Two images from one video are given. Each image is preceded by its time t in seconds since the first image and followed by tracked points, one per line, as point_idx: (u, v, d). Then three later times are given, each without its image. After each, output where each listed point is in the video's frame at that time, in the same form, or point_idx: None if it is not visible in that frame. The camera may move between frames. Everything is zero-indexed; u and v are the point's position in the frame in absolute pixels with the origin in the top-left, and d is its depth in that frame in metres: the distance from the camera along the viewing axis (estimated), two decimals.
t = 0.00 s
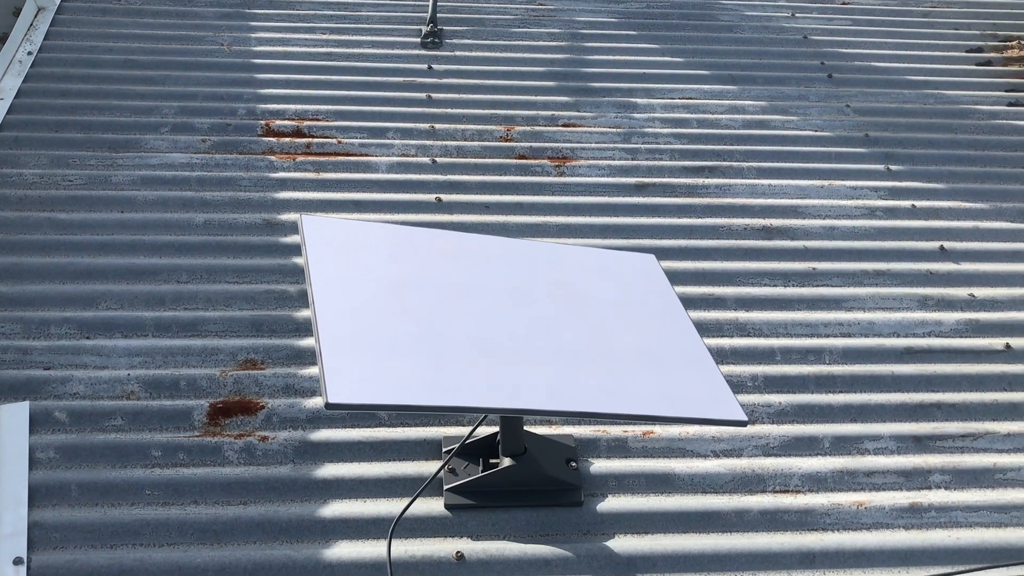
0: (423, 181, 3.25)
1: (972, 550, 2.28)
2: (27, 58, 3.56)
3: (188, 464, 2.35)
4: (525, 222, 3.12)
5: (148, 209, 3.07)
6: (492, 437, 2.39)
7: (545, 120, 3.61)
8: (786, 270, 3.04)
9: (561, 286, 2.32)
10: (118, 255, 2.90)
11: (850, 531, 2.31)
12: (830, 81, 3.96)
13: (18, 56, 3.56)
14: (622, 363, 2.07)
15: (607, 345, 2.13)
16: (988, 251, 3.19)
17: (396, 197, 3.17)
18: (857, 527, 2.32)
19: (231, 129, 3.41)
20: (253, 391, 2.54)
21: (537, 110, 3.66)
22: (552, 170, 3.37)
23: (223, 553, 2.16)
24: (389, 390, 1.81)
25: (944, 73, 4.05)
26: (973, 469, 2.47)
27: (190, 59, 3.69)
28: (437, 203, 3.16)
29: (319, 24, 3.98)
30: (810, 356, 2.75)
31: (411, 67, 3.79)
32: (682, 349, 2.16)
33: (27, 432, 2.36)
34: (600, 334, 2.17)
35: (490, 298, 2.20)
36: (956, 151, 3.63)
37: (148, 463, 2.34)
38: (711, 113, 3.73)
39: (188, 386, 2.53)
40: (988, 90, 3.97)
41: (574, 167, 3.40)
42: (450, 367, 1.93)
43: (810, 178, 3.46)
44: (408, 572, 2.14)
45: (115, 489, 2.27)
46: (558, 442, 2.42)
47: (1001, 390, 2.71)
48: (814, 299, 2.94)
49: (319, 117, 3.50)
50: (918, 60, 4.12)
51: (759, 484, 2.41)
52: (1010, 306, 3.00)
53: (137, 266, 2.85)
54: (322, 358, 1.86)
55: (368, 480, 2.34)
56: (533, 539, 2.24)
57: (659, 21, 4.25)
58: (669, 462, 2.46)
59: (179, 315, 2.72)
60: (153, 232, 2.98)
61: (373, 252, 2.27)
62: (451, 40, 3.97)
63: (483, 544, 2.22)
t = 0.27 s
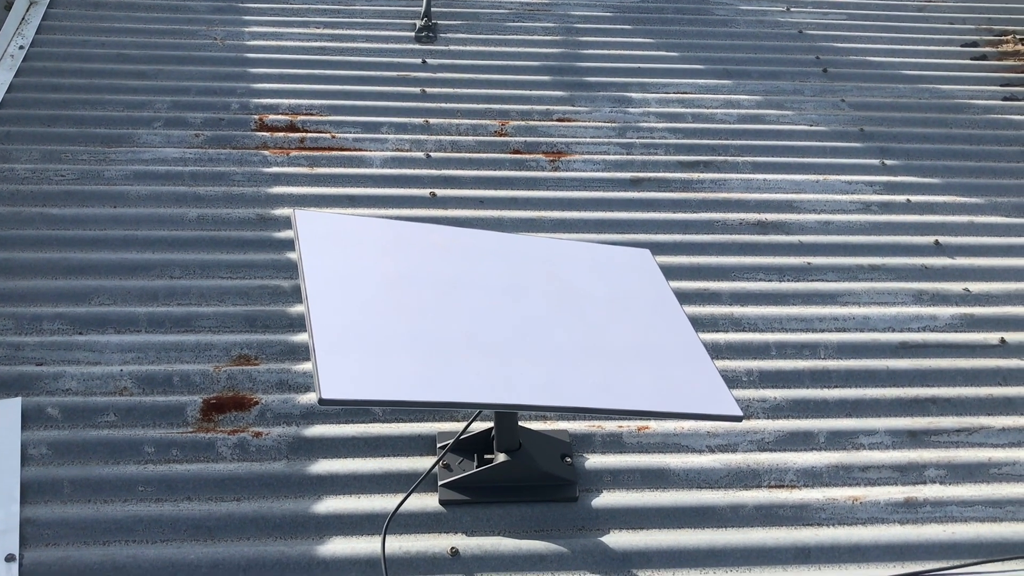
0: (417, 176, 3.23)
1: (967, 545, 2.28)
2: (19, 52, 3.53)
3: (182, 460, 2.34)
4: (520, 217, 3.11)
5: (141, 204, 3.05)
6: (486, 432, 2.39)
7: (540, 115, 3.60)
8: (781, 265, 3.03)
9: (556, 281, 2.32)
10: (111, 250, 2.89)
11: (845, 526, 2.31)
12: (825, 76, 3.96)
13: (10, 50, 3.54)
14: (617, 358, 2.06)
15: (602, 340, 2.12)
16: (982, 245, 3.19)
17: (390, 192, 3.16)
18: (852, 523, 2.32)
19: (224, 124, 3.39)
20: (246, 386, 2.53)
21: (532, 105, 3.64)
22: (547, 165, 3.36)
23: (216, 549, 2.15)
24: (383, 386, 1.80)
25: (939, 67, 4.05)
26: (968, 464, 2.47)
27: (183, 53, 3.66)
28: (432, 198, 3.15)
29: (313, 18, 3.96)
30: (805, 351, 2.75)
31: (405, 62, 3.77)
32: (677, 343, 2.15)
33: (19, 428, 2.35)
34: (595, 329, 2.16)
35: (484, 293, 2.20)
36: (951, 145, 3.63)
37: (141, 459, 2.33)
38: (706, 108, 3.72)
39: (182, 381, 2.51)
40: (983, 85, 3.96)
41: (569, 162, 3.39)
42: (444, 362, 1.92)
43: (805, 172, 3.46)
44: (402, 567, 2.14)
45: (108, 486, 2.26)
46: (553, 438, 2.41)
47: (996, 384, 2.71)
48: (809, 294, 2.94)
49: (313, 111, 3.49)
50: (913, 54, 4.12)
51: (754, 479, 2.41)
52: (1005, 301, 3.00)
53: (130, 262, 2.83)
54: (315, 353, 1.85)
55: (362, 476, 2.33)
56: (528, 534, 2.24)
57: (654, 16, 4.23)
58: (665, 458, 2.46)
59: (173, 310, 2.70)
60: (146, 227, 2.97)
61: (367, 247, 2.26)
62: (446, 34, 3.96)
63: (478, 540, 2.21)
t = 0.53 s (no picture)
0: (412, 171, 3.22)
1: (963, 540, 2.28)
2: (10, 47, 3.51)
3: (175, 457, 2.33)
4: (516, 212, 3.10)
5: (133, 199, 3.03)
6: (482, 429, 2.38)
7: (535, 109, 3.58)
8: (778, 260, 3.02)
9: (551, 276, 2.30)
10: (103, 246, 2.87)
11: (842, 521, 2.30)
12: (821, 70, 3.95)
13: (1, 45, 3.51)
14: (613, 354, 2.05)
15: (598, 336, 2.11)
16: (979, 240, 3.19)
17: (385, 187, 3.14)
18: (849, 518, 2.31)
19: (218, 119, 3.37)
20: (240, 383, 2.51)
21: (527, 99, 3.63)
22: (543, 160, 3.35)
23: (210, 547, 2.14)
24: (377, 383, 1.79)
25: (935, 61, 4.04)
26: (964, 459, 2.46)
27: (175, 48, 3.64)
28: (427, 193, 3.13)
29: (306, 12, 3.94)
30: (801, 347, 2.74)
31: (400, 56, 3.75)
32: (673, 339, 2.14)
33: (12, 425, 2.33)
34: (591, 325, 2.15)
35: (479, 288, 2.18)
36: (947, 140, 3.62)
37: (135, 457, 2.32)
38: (702, 102, 3.70)
39: (175, 378, 2.49)
40: (979, 79, 3.96)
41: (564, 157, 3.37)
42: (439, 359, 1.91)
43: (801, 167, 3.45)
44: (397, 565, 2.13)
45: (101, 483, 2.24)
46: (548, 434, 2.40)
47: (992, 379, 2.71)
48: (805, 289, 2.93)
49: (306, 106, 3.46)
50: (909, 48, 4.11)
51: (750, 475, 2.40)
52: (1001, 296, 3.00)
53: (123, 258, 2.81)
54: (308, 349, 1.83)
55: (357, 473, 2.32)
56: (524, 531, 2.23)
57: (650, 10, 4.21)
58: (661, 454, 2.45)
59: (166, 307, 2.69)
60: (138, 223, 2.95)
61: (361, 243, 2.25)
62: (440, 28, 3.93)
63: (473, 536, 2.20)
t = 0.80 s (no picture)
0: (404, 168, 3.21)
1: (956, 534, 2.28)
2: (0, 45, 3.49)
3: (168, 456, 2.32)
4: (508, 209, 3.09)
5: (125, 198, 3.02)
6: (474, 426, 2.38)
7: (528, 105, 3.57)
8: (771, 255, 3.02)
9: (543, 273, 2.30)
10: (95, 245, 2.86)
11: (835, 516, 2.30)
12: (815, 65, 3.94)
13: None
14: (605, 351, 2.05)
15: (590, 333, 2.11)
16: (972, 234, 3.19)
17: (377, 184, 3.14)
18: (842, 513, 2.31)
19: (209, 116, 3.36)
20: (232, 381, 2.51)
21: (520, 96, 3.62)
22: (535, 156, 3.34)
23: (203, 546, 2.13)
24: (369, 381, 1.78)
25: (928, 56, 4.03)
26: (957, 453, 2.47)
27: (167, 45, 3.62)
28: (419, 189, 3.13)
29: (298, 9, 3.92)
30: (794, 342, 2.74)
31: (392, 53, 3.74)
32: (665, 335, 2.14)
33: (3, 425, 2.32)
34: (583, 322, 2.14)
35: (471, 286, 2.18)
36: (939, 134, 3.62)
37: (127, 455, 2.31)
38: (695, 98, 3.70)
39: (167, 377, 2.49)
40: (972, 73, 3.95)
41: (557, 153, 3.37)
42: (431, 357, 1.91)
43: (794, 162, 3.44)
44: (390, 562, 2.12)
45: (93, 482, 2.24)
46: (541, 431, 2.40)
47: (985, 373, 2.71)
48: (798, 284, 2.93)
49: (299, 103, 3.45)
50: (902, 42, 4.10)
51: (743, 470, 2.40)
52: (994, 290, 3.00)
53: (114, 256, 2.81)
54: (299, 348, 1.83)
55: (350, 471, 2.32)
56: (517, 528, 2.23)
57: (643, 5, 4.20)
58: (654, 450, 2.45)
59: (158, 305, 2.68)
60: (130, 222, 2.94)
61: (352, 240, 2.24)
62: (433, 25, 3.92)
63: (466, 533, 2.20)
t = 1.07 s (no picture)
0: (397, 169, 3.21)
1: (948, 532, 2.29)
2: None
3: (162, 457, 2.32)
4: (502, 209, 3.09)
5: (118, 199, 3.01)
6: (468, 426, 2.38)
7: (521, 105, 3.57)
8: (764, 254, 3.03)
9: (536, 272, 2.30)
10: (88, 246, 2.85)
11: (828, 514, 2.31)
12: (808, 63, 3.95)
13: None
14: (598, 351, 2.05)
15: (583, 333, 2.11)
16: (964, 232, 3.20)
17: (370, 185, 3.14)
18: (835, 511, 2.32)
19: (202, 117, 3.36)
20: (226, 383, 2.51)
21: (513, 95, 3.62)
22: (529, 156, 3.34)
23: (197, 547, 2.13)
24: (360, 382, 1.78)
25: (921, 54, 4.04)
26: (949, 451, 2.47)
27: (159, 46, 3.62)
28: (412, 190, 3.13)
29: (291, 9, 3.92)
30: (787, 341, 2.75)
31: (385, 53, 3.74)
32: (657, 335, 2.15)
33: None
34: (576, 322, 2.15)
35: (464, 286, 2.18)
36: (932, 132, 3.63)
37: (120, 457, 2.31)
38: (688, 96, 3.70)
39: (161, 378, 2.49)
40: (965, 71, 3.96)
41: (550, 153, 3.37)
42: (423, 358, 1.91)
43: (787, 160, 3.45)
44: (384, 563, 2.13)
45: (87, 484, 2.24)
46: (535, 430, 2.41)
47: (977, 370, 2.72)
48: (791, 283, 2.94)
49: (292, 104, 3.45)
50: (895, 40, 4.11)
51: (737, 469, 2.41)
52: (986, 288, 3.01)
53: (107, 258, 2.81)
54: (292, 349, 1.83)
55: (344, 472, 2.32)
56: (510, 528, 2.23)
57: (636, 4, 4.21)
58: (647, 449, 2.46)
59: (151, 307, 2.68)
60: (123, 223, 2.93)
61: (345, 242, 2.24)
62: (426, 24, 3.92)
63: (460, 533, 2.20)
